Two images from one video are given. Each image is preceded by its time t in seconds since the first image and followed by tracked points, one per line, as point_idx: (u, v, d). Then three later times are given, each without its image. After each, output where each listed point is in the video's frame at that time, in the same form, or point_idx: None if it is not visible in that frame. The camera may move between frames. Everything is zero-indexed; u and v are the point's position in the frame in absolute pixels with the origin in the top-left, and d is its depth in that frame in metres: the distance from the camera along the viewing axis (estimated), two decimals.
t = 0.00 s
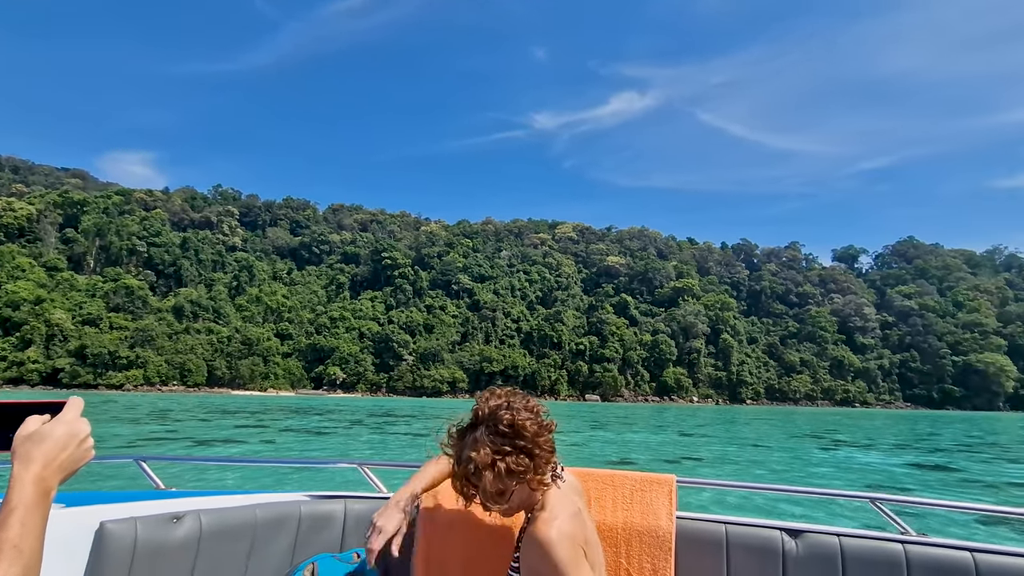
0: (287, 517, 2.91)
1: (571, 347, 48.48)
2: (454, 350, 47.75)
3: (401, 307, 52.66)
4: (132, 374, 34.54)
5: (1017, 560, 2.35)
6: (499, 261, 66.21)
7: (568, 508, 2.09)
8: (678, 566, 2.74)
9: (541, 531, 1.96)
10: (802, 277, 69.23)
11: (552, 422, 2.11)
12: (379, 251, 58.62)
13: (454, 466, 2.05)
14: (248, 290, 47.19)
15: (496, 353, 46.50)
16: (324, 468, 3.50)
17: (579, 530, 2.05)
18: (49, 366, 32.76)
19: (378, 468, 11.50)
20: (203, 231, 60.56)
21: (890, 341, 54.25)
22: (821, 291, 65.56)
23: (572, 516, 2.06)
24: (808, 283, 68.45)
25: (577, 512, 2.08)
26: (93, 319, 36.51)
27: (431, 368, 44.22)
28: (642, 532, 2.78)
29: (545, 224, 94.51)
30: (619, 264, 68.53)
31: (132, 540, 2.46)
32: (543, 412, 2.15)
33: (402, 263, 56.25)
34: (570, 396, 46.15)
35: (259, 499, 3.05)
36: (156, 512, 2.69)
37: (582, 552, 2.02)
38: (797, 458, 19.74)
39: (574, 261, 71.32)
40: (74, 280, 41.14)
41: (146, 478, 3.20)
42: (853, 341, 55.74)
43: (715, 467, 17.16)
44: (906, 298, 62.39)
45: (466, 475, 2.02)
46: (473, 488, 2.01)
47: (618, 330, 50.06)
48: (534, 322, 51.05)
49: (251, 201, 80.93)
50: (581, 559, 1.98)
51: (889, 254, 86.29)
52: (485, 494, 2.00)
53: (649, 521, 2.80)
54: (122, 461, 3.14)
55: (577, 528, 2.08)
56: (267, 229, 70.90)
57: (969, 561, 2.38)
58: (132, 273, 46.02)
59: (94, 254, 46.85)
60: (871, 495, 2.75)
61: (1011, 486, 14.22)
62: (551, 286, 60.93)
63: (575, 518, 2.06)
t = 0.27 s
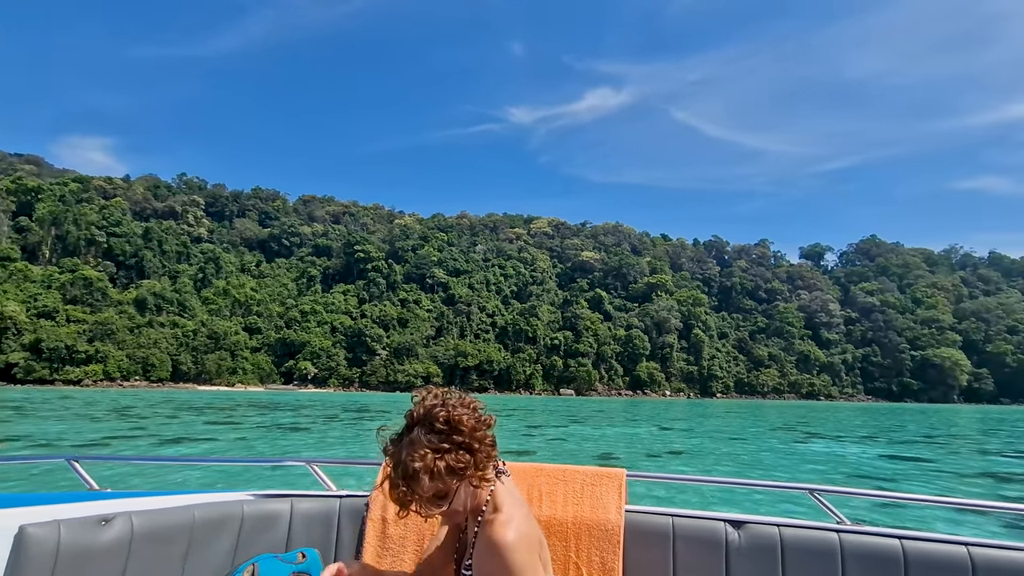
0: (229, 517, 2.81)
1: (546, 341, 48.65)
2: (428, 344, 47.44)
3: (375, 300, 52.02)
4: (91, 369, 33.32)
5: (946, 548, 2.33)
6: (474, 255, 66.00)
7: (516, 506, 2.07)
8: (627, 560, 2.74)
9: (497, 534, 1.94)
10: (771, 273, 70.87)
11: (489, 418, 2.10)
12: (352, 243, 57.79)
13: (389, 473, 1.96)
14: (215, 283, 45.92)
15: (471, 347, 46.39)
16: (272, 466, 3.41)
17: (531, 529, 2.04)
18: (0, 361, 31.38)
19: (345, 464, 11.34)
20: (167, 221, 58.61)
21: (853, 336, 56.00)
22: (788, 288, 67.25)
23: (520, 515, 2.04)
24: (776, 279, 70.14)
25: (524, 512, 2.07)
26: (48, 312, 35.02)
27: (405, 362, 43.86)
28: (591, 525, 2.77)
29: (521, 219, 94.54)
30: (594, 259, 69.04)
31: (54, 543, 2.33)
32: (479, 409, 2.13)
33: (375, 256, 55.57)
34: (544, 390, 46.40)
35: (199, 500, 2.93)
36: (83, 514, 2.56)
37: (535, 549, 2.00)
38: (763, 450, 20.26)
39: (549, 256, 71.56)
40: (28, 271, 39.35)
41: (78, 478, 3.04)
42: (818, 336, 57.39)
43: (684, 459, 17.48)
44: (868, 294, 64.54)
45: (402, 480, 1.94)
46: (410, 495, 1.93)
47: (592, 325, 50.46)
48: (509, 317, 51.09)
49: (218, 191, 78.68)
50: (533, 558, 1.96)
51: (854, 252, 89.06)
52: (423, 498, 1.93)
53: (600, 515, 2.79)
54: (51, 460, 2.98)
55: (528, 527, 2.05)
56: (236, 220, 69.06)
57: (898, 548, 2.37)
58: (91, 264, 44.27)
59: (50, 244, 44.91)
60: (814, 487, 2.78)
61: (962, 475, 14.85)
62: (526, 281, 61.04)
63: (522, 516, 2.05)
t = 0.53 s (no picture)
0: (156, 520, 2.69)
1: (515, 336, 48.65)
2: (396, 338, 46.91)
3: (341, 294, 51.07)
4: (36, 363, 31.65)
5: (870, 534, 2.37)
6: (443, 249, 65.54)
7: (449, 503, 2.03)
8: (571, 553, 2.73)
9: (429, 535, 1.88)
10: (735, 270, 72.67)
11: (409, 420, 2.08)
12: (318, 235, 56.57)
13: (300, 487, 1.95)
14: (172, 274, 44.21)
15: (440, 341, 46.08)
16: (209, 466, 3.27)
17: (465, 526, 2.00)
18: None
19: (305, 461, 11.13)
20: (120, 209, 56.04)
21: (811, 332, 57.95)
22: (751, 284, 69.10)
23: (452, 514, 2.00)
24: (739, 276, 72.02)
25: (458, 509, 2.02)
26: None
27: (373, 356, 43.25)
28: (536, 520, 2.75)
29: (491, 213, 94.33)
30: (563, 254, 69.46)
31: None
32: (400, 411, 2.11)
33: (342, 248, 54.56)
34: (513, 384, 46.52)
35: (127, 502, 2.80)
36: None
37: (467, 549, 1.95)
38: (722, 442, 20.83)
39: (519, 250, 71.65)
40: None
41: None
42: (779, 331, 59.25)
43: (646, 452, 17.84)
44: (826, 292, 66.96)
45: (319, 491, 1.92)
46: (327, 505, 1.90)
47: (562, 320, 50.82)
48: (479, 311, 50.92)
49: (177, 179, 75.68)
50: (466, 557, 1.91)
51: (812, 250, 92.22)
52: (342, 506, 1.90)
53: (544, 509, 2.79)
54: None
55: (464, 524, 2.02)
56: (195, 209, 66.60)
57: (824, 536, 2.41)
58: (36, 253, 41.97)
59: None
60: (755, 478, 2.84)
61: (906, 465, 15.60)
62: (496, 275, 60.94)
63: (452, 512, 2.01)
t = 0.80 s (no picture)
0: (68, 523, 2.53)
1: (479, 330, 48.59)
2: (357, 332, 46.06)
3: (299, 286, 49.71)
4: None
5: (794, 520, 2.43)
6: (406, 241, 64.71)
7: (375, 499, 1.99)
8: (511, 546, 2.69)
9: (349, 531, 1.84)
10: (694, 267, 74.57)
11: (334, 419, 2.08)
12: (275, 225, 54.85)
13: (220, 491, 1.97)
14: (116, 263, 41.96)
15: (403, 335, 45.52)
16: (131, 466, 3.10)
17: (391, 522, 1.96)
18: None
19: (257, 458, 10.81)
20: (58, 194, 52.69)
21: (765, 327, 60.19)
22: (709, 281, 71.12)
23: (378, 510, 1.96)
24: (698, 273, 73.98)
25: (385, 505, 1.99)
26: None
27: (333, 351, 42.35)
28: (476, 514, 2.69)
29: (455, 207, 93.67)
30: (527, 249, 69.69)
31: None
32: (328, 412, 2.10)
33: (300, 239, 53.11)
34: (477, 378, 46.47)
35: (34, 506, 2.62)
36: None
37: (392, 545, 1.90)
38: (676, 433, 21.45)
39: (483, 245, 71.48)
40: None
41: None
42: (734, 327, 61.25)
43: (603, 444, 18.18)
44: (779, 289, 69.61)
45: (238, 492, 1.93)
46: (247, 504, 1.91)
47: (525, 315, 51.04)
48: (442, 305, 50.59)
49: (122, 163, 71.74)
50: (386, 553, 1.86)
51: (766, 249, 95.68)
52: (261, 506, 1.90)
53: (484, 503, 2.72)
54: None
55: (391, 520, 1.97)
56: (142, 195, 63.34)
57: (753, 523, 2.46)
58: None
59: None
60: (689, 470, 2.90)
61: (847, 454, 16.45)
62: (460, 269, 60.59)
63: (377, 509, 1.97)
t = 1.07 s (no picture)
0: None
1: (440, 325, 48.19)
2: (314, 327, 44.88)
3: (252, 279, 48.00)
4: None
5: (724, 510, 2.45)
6: (366, 234, 63.49)
7: (304, 495, 1.91)
8: (449, 544, 2.53)
9: (275, 525, 1.75)
10: (652, 265, 76.23)
11: (273, 413, 2.00)
12: (227, 215, 52.75)
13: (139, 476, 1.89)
14: (50, 251, 39.36)
15: (362, 330, 44.68)
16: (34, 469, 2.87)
17: (321, 519, 1.87)
18: None
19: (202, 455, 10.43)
20: None
21: (719, 324, 62.26)
22: (666, 279, 72.93)
23: (306, 505, 1.88)
24: (656, 271, 75.66)
25: (313, 501, 1.91)
26: None
27: (288, 346, 41.13)
28: (413, 512, 2.50)
29: (417, 200, 92.47)
30: (489, 245, 69.58)
31: None
32: (267, 405, 2.04)
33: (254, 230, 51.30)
34: (437, 373, 46.12)
35: None
36: None
37: (315, 542, 1.80)
38: (633, 427, 21.91)
39: (445, 239, 70.92)
40: None
41: None
42: (690, 323, 63.09)
43: (561, 438, 18.38)
44: (732, 287, 72.10)
45: (162, 477, 1.84)
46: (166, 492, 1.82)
47: (487, 310, 50.99)
48: (403, 300, 49.92)
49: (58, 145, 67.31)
50: (309, 549, 1.77)
51: (721, 249, 98.85)
52: (184, 496, 1.81)
53: (422, 500, 2.53)
54: None
55: (321, 515, 1.89)
56: (79, 179, 59.62)
57: (685, 514, 2.46)
58: None
59: None
60: (626, 462, 2.86)
61: (791, 446, 17.20)
62: (421, 263, 59.89)
63: (306, 504, 1.89)
